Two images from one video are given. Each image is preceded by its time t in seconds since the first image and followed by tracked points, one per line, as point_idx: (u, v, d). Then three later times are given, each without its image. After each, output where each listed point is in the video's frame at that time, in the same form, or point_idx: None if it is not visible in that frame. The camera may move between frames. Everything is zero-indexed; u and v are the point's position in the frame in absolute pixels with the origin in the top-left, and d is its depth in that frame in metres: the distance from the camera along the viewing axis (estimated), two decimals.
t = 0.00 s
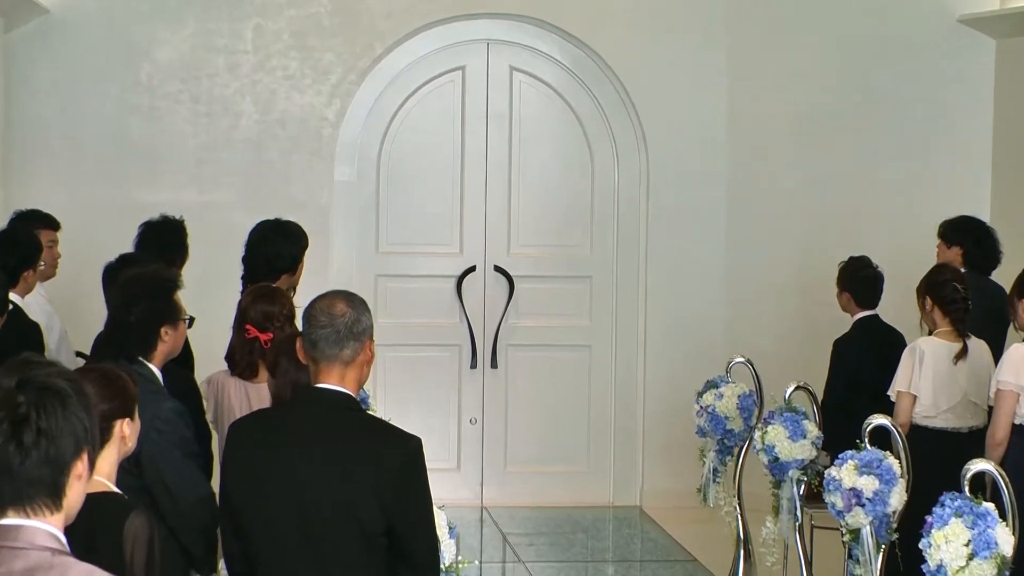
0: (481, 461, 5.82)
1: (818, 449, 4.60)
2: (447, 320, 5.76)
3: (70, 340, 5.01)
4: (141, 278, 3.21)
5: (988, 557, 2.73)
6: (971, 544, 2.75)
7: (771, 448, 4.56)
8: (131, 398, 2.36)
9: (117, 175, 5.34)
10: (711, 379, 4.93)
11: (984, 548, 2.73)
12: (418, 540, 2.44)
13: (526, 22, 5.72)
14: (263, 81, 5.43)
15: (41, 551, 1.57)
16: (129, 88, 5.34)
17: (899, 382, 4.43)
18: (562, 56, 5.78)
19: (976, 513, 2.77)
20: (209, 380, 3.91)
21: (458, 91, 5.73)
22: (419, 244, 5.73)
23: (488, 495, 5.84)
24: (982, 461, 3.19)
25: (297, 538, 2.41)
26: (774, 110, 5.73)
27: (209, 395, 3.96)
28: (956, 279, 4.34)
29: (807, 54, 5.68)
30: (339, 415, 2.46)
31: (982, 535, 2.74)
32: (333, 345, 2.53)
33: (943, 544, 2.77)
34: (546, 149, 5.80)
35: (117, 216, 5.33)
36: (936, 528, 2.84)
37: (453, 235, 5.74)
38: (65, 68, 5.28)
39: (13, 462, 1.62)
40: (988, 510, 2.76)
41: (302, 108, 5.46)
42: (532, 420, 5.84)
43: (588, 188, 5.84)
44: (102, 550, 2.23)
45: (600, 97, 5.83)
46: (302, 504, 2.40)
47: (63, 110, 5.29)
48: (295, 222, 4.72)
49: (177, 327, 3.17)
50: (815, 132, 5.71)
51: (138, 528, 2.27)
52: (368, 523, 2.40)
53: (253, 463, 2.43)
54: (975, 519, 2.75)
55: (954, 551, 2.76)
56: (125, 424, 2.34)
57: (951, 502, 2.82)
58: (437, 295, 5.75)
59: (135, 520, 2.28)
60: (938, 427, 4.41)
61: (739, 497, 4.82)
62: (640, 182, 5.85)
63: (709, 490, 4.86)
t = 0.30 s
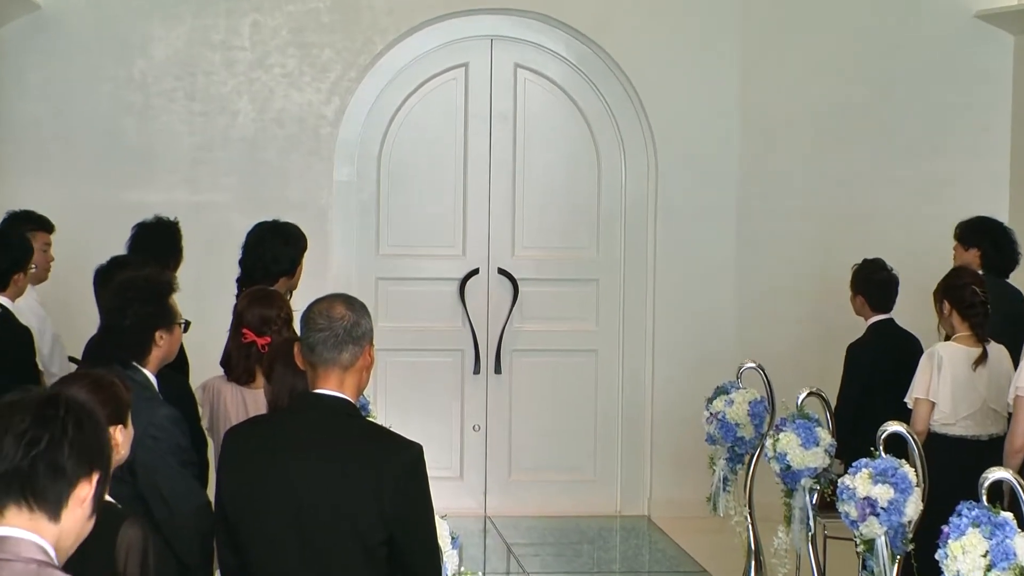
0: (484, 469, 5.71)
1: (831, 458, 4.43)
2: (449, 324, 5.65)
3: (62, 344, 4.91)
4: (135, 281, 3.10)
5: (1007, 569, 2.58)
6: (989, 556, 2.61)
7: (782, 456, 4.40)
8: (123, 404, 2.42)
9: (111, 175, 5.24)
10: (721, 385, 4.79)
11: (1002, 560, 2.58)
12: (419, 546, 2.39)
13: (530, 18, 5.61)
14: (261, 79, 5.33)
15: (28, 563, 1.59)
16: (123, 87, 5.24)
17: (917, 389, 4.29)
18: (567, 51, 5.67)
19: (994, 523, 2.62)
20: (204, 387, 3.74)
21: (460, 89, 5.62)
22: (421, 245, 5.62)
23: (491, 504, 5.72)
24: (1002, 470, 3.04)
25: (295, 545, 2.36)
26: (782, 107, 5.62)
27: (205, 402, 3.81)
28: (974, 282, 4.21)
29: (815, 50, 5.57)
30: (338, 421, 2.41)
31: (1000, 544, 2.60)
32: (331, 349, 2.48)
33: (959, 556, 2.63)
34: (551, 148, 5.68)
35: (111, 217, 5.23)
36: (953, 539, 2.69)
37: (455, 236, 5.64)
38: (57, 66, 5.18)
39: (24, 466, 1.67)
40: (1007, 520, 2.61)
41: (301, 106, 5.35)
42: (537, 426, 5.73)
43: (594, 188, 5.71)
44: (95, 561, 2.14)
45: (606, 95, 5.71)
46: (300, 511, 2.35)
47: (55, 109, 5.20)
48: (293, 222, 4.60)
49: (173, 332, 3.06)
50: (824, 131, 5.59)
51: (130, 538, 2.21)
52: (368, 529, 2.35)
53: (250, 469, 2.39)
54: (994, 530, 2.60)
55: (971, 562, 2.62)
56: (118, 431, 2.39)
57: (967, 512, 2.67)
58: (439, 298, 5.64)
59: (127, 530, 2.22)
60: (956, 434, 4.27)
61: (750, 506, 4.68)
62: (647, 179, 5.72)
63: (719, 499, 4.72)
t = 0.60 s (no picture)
0: (485, 477, 5.59)
1: (842, 465, 4.28)
2: (449, 327, 5.53)
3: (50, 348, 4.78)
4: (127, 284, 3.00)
5: None
6: (1006, 566, 2.46)
7: (792, 463, 4.25)
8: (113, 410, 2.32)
9: (101, 174, 5.12)
10: (729, 391, 4.65)
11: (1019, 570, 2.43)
12: (417, 557, 2.34)
13: (532, 13, 5.50)
14: (255, 75, 5.22)
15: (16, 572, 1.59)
16: (114, 84, 5.13)
17: (932, 395, 4.15)
18: (569, 46, 5.56)
19: (1010, 532, 2.49)
20: (195, 391, 3.59)
21: (460, 85, 5.51)
22: (421, 247, 5.51)
23: (492, 513, 5.60)
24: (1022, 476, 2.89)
25: (289, 554, 2.30)
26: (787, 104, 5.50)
27: (194, 407, 3.66)
28: (991, 284, 4.04)
29: (821, 45, 5.46)
30: (334, 425, 2.36)
31: (1017, 554, 2.45)
32: (328, 354, 2.43)
33: (977, 567, 2.49)
34: (554, 147, 5.57)
35: (100, 217, 5.12)
36: (968, 548, 2.56)
37: (455, 237, 5.53)
38: (45, 61, 5.07)
39: (19, 474, 1.67)
40: None
41: (295, 103, 5.24)
42: (539, 432, 5.61)
43: (598, 188, 5.61)
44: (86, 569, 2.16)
45: (610, 92, 5.61)
46: (295, 520, 2.29)
47: (43, 106, 5.08)
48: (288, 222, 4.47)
49: (165, 336, 2.96)
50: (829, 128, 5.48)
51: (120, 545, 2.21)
52: (365, 539, 2.30)
53: (243, 476, 2.33)
54: (1011, 539, 2.46)
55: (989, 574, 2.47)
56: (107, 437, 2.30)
57: (983, 521, 2.54)
58: (440, 300, 5.52)
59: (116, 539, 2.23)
60: (973, 441, 4.12)
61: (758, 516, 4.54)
62: (653, 180, 5.62)
63: (727, 508, 4.58)
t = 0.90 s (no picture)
0: (485, 480, 5.51)
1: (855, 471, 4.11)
2: (448, 328, 5.46)
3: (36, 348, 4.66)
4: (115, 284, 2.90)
5: None
6: None
7: (803, 470, 4.08)
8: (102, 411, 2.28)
9: (90, 171, 5.00)
10: (738, 395, 4.50)
11: None
12: (410, 568, 2.28)
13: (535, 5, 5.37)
14: (248, 68, 5.09)
15: None
16: (103, 77, 5.01)
17: (948, 398, 3.98)
18: (573, 39, 5.44)
19: None
20: (186, 396, 3.43)
21: (461, 79, 5.43)
22: (420, 245, 5.42)
23: (492, 517, 5.50)
24: None
25: (282, 559, 2.23)
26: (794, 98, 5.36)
27: (184, 411, 3.51)
28: (1008, 285, 3.87)
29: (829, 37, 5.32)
30: (330, 429, 2.30)
31: None
32: (322, 356, 2.38)
33: None
34: (556, 143, 5.50)
35: (89, 214, 4.99)
36: (985, 558, 2.53)
37: (453, 235, 5.44)
38: (33, 54, 4.95)
39: (9, 480, 1.71)
40: None
41: (289, 97, 5.11)
42: (540, 435, 5.54)
43: (601, 185, 5.52)
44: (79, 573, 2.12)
45: (615, 86, 5.49)
46: (289, 524, 2.23)
47: (31, 101, 4.97)
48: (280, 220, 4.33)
49: (156, 339, 2.87)
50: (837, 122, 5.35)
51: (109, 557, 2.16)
52: (359, 548, 2.23)
53: (238, 479, 2.26)
54: None
55: None
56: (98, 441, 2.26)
57: (1000, 529, 2.52)
58: (438, 300, 5.44)
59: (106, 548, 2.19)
60: (991, 447, 3.94)
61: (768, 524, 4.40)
62: (659, 178, 5.47)
63: (735, 515, 4.45)
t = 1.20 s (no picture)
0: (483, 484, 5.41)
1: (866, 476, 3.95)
2: (445, 327, 5.36)
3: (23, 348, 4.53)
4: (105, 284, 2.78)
5: None
6: None
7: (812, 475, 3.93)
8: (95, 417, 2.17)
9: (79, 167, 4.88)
10: (746, 398, 4.37)
11: None
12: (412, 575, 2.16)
13: None
14: (241, 61, 4.98)
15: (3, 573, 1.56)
16: (92, 71, 4.89)
17: (963, 401, 3.83)
18: (576, 33, 5.33)
19: None
20: (177, 398, 3.29)
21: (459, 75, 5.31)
22: (417, 245, 5.30)
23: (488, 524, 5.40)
24: None
25: (278, 566, 2.11)
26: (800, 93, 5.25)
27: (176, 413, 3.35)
28: None
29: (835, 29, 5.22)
30: (326, 432, 2.18)
31: None
32: (319, 358, 2.26)
33: None
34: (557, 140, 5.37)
35: (79, 211, 4.88)
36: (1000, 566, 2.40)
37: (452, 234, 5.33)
38: (20, 47, 4.83)
39: None
40: None
41: (284, 91, 5.00)
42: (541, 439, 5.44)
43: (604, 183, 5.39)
44: None
45: (621, 81, 5.35)
46: (285, 530, 2.11)
47: (18, 95, 4.84)
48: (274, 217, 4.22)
49: (146, 339, 2.74)
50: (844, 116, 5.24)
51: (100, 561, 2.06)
52: (359, 553, 2.11)
53: (230, 483, 2.14)
54: None
55: None
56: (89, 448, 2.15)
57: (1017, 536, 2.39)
58: (437, 299, 5.33)
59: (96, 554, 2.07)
60: (1008, 452, 3.78)
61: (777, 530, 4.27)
62: (665, 174, 5.35)
63: (744, 521, 4.31)
